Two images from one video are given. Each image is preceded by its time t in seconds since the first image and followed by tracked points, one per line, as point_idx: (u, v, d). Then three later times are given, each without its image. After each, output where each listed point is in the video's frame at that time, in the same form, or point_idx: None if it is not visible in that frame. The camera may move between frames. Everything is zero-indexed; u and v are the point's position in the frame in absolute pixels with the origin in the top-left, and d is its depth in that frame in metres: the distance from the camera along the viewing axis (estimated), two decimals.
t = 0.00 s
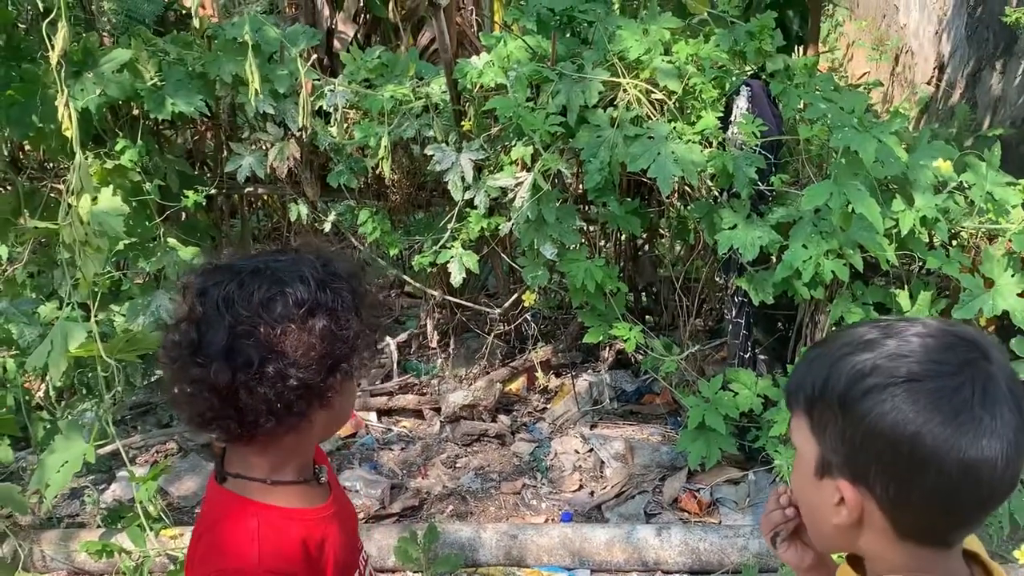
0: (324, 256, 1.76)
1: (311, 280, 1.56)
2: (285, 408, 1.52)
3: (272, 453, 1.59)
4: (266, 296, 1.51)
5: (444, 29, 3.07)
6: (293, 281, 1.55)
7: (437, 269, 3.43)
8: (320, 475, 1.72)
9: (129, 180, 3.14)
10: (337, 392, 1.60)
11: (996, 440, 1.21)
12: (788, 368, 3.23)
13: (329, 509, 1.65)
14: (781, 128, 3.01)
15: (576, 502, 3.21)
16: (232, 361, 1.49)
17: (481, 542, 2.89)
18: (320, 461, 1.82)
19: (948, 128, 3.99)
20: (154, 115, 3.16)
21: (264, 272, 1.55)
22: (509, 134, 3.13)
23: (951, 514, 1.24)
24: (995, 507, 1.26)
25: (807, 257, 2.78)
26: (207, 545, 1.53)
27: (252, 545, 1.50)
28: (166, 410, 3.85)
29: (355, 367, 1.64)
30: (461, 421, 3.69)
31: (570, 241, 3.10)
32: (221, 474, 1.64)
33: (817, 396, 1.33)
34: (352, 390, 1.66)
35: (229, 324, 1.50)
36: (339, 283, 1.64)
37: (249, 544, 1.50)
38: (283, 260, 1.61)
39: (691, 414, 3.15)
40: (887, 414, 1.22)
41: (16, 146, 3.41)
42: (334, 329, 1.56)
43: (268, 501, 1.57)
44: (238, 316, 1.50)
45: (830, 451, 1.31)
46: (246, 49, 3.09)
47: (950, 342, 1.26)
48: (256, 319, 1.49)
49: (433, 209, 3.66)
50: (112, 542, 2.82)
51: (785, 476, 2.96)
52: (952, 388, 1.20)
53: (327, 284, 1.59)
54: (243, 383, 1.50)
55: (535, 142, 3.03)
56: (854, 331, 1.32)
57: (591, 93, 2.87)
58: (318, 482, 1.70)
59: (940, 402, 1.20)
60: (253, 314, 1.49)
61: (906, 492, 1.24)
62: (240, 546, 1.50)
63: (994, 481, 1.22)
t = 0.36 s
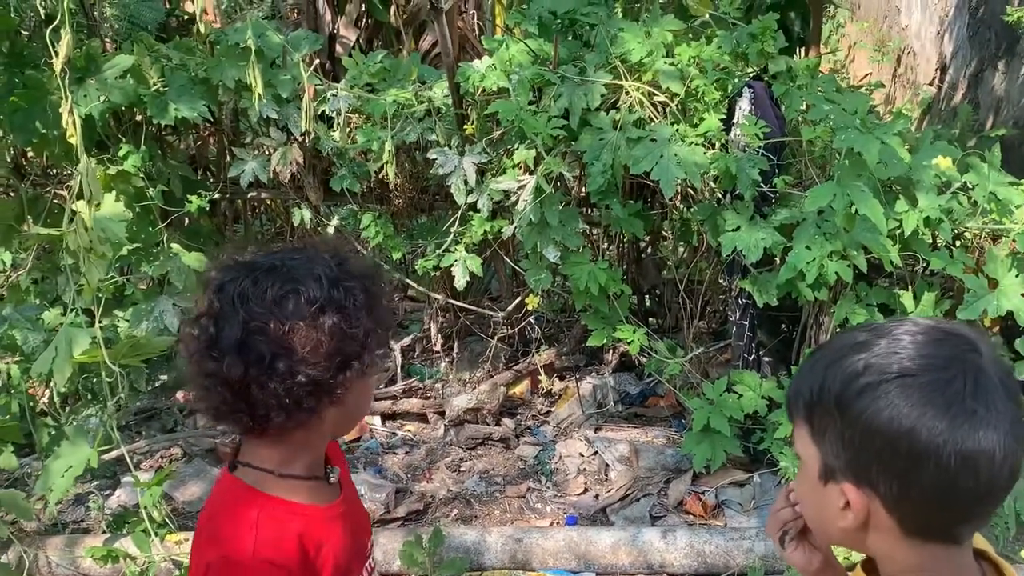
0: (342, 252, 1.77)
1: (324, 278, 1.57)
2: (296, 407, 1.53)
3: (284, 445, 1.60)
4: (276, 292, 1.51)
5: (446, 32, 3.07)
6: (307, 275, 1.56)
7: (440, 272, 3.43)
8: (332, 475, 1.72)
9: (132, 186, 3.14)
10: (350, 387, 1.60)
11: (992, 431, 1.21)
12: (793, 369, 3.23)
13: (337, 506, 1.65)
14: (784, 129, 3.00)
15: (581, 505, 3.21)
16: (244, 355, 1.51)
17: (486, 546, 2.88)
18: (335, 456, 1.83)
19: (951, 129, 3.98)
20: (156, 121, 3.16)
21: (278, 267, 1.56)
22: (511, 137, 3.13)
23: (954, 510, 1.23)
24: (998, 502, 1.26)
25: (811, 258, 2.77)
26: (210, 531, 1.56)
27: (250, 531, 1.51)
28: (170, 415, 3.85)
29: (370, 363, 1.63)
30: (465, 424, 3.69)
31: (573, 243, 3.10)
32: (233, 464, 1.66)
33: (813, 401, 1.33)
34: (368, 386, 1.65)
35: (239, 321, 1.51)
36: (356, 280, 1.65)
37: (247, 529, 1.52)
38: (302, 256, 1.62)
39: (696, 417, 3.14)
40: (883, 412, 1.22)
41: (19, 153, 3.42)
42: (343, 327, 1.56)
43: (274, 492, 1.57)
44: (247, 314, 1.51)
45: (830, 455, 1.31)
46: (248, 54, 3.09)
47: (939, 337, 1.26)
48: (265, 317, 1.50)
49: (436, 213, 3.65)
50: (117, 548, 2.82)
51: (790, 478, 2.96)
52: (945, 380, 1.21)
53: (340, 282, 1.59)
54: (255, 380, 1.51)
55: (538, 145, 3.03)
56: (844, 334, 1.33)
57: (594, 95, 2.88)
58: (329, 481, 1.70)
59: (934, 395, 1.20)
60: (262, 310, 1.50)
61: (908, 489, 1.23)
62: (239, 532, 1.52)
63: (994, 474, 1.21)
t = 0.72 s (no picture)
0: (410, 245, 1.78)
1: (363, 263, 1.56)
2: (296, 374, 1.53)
3: (306, 418, 1.58)
4: (310, 276, 1.55)
5: (459, 30, 3.06)
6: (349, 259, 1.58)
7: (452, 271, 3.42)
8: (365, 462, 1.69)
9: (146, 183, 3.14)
10: (341, 366, 1.51)
11: (1012, 437, 1.20)
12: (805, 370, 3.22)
13: (365, 493, 1.60)
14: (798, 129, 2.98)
15: (591, 505, 3.20)
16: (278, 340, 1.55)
17: (497, 545, 2.88)
18: (385, 456, 1.80)
19: (964, 130, 3.95)
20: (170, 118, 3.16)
21: (317, 250, 1.59)
22: (524, 136, 3.12)
23: (970, 514, 1.22)
24: (1015, 509, 1.25)
25: (825, 259, 2.76)
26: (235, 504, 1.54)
27: (270, 498, 1.49)
28: (181, 412, 3.85)
29: (370, 356, 1.51)
30: (476, 423, 3.68)
31: (586, 243, 3.09)
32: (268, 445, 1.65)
33: (832, 399, 1.32)
34: (372, 385, 1.52)
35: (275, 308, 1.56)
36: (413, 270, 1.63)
37: (268, 497, 1.49)
38: (362, 240, 1.65)
39: (707, 417, 3.14)
40: (901, 413, 1.21)
41: (32, 149, 3.43)
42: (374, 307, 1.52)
43: (298, 467, 1.55)
44: (282, 299, 1.55)
45: (847, 454, 1.30)
46: (261, 52, 3.09)
47: (962, 340, 1.26)
48: (293, 303, 1.53)
49: (448, 211, 3.64)
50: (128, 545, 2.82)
51: (801, 479, 2.95)
52: (966, 384, 1.20)
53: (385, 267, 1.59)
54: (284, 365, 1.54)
55: (551, 145, 3.02)
56: (867, 332, 1.32)
57: (608, 95, 2.87)
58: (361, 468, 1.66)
59: (955, 398, 1.20)
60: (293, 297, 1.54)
61: (923, 491, 1.22)
62: (260, 499, 1.49)
63: (1012, 480, 1.20)
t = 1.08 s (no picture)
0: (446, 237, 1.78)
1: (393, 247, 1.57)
2: (320, 363, 1.54)
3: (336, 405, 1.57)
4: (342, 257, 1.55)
5: (472, 21, 3.06)
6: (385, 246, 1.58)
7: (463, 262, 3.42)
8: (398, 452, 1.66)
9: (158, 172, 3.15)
10: (355, 359, 1.51)
11: None
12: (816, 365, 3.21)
13: (385, 483, 1.59)
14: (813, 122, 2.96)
15: (600, 497, 3.20)
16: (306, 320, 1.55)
17: (506, 536, 2.88)
18: (425, 443, 1.78)
19: (978, 125, 3.94)
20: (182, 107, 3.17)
21: (337, 241, 1.59)
22: (537, 127, 3.12)
23: (985, 513, 1.22)
24: None
25: (838, 253, 2.75)
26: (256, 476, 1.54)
27: (285, 481, 1.48)
28: (191, 401, 3.86)
29: (382, 350, 1.49)
30: (485, 415, 3.68)
31: (597, 235, 3.08)
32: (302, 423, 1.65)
33: (847, 394, 1.32)
34: (382, 379, 1.51)
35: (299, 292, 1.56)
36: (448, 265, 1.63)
37: (283, 478, 1.48)
38: (408, 230, 1.66)
39: (718, 411, 3.13)
40: (917, 410, 1.21)
41: (45, 137, 3.44)
42: (404, 288, 1.50)
43: (323, 450, 1.54)
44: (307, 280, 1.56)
45: (863, 449, 1.30)
46: (274, 41, 3.09)
47: (982, 338, 1.25)
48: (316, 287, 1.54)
49: (459, 202, 3.64)
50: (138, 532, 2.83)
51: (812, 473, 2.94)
52: (984, 383, 1.19)
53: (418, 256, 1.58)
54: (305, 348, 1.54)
55: (564, 136, 3.02)
56: (885, 327, 1.31)
57: (621, 86, 2.86)
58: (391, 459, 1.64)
59: (972, 397, 1.19)
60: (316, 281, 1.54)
61: (937, 490, 1.22)
62: (277, 479, 1.49)
63: None
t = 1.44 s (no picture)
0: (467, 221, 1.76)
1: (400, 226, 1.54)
2: (317, 337, 1.59)
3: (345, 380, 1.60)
4: (349, 235, 1.54)
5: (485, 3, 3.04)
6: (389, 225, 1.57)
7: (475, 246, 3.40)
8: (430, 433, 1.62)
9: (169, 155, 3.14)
10: (334, 332, 1.53)
11: None
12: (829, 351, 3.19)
13: (416, 464, 1.55)
14: (828, 106, 2.94)
15: (612, 483, 3.19)
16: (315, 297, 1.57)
17: (517, 520, 2.87)
18: (460, 425, 1.73)
19: (993, 112, 3.90)
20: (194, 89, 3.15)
21: (349, 220, 1.58)
22: (550, 111, 3.10)
23: (1011, 495, 1.21)
24: None
25: (854, 238, 2.73)
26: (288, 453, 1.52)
27: (314, 459, 1.45)
28: (202, 385, 3.86)
29: (347, 320, 1.50)
30: (497, 400, 3.67)
31: (610, 220, 3.06)
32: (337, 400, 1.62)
33: (874, 368, 1.31)
34: (349, 349, 1.51)
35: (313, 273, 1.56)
36: (454, 247, 1.61)
37: (311, 456, 1.46)
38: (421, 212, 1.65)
39: (730, 397, 3.12)
40: (949, 391, 1.19)
41: (56, 120, 3.43)
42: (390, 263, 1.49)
43: (352, 430, 1.51)
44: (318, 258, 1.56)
45: (888, 426, 1.29)
46: (287, 23, 3.07)
47: (1018, 318, 1.22)
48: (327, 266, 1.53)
49: (471, 186, 3.62)
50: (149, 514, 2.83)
51: (825, 459, 2.93)
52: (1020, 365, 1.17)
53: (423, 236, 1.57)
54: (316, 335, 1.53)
55: (577, 120, 3.00)
56: (919, 304, 1.29)
57: (635, 70, 2.85)
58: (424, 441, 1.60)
59: (1006, 379, 1.17)
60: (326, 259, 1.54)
61: (963, 470, 1.21)
62: (306, 456, 1.46)
63: None
